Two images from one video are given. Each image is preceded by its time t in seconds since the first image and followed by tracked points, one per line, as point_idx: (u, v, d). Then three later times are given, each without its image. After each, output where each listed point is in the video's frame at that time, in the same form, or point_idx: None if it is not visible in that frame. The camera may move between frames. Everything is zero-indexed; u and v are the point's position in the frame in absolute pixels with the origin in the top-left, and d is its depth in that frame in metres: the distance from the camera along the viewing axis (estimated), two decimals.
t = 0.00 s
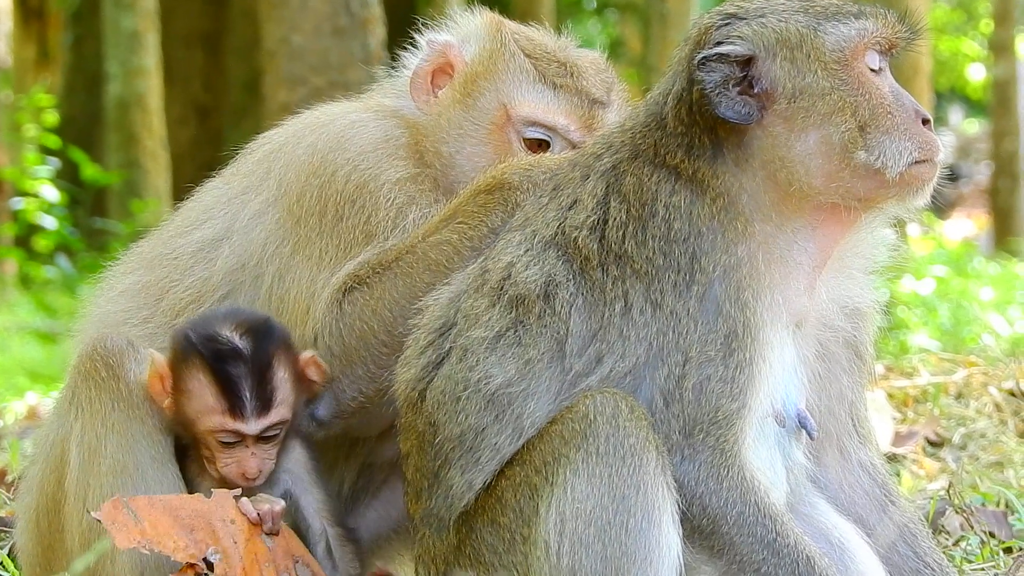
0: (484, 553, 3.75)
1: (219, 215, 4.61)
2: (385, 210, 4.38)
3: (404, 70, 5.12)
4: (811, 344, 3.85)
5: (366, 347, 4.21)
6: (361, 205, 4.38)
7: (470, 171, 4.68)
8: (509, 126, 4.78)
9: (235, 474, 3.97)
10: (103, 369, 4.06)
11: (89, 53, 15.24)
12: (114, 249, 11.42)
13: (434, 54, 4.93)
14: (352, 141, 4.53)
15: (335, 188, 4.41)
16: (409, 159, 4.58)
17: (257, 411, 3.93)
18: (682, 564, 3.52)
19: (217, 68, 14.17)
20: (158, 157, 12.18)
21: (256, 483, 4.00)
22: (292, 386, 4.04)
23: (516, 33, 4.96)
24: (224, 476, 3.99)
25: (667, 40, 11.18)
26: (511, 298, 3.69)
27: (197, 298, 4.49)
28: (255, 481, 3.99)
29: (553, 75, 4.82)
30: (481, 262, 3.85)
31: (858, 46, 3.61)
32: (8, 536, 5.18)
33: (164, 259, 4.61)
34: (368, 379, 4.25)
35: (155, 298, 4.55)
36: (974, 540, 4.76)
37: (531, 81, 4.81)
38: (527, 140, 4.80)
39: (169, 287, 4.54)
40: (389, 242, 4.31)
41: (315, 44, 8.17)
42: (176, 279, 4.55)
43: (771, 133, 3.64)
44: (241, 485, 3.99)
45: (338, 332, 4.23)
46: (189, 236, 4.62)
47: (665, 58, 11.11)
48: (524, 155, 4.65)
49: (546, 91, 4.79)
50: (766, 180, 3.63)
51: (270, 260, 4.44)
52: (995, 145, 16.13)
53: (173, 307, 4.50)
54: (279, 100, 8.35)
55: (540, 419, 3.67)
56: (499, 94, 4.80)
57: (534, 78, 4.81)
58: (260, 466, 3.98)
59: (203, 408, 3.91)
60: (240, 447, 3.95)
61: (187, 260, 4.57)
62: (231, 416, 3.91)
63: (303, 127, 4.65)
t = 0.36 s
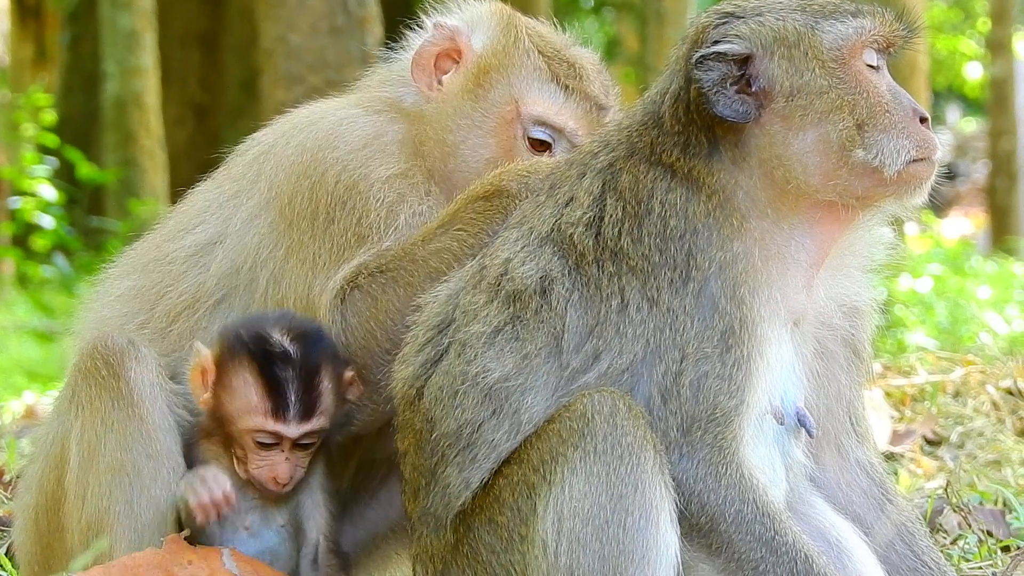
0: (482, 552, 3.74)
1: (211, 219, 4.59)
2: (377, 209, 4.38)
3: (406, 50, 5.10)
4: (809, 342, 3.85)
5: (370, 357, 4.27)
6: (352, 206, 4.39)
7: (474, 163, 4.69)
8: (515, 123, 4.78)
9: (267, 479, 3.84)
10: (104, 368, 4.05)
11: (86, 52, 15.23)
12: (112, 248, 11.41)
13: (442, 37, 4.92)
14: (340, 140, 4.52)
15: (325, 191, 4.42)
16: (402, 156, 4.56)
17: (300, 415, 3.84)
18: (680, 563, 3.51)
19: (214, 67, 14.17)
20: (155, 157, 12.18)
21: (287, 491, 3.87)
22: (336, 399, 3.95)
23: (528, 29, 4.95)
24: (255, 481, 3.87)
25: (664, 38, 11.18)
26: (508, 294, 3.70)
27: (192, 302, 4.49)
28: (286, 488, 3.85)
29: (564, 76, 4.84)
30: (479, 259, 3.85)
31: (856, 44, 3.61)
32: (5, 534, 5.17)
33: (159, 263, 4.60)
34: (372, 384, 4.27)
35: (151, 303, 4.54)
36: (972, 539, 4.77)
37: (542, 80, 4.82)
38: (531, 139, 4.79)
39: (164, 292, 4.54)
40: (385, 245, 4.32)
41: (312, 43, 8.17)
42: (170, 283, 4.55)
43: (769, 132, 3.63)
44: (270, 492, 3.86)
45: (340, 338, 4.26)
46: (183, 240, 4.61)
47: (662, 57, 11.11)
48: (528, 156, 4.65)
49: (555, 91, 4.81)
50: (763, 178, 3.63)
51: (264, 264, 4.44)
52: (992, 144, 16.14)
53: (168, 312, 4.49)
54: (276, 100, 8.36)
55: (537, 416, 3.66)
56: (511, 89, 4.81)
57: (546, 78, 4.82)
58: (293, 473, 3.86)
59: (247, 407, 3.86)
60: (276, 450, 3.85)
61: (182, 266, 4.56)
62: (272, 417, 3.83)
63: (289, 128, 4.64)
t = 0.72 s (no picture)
0: (480, 550, 3.74)
1: (212, 216, 4.60)
2: (377, 209, 4.37)
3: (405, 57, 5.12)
4: (807, 341, 3.85)
5: (364, 353, 4.25)
6: (353, 205, 4.38)
7: (470, 163, 4.68)
8: (511, 121, 4.77)
9: (257, 480, 3.87)
10: (98, 367, 4.06)
11: (83, 51, 15.23)
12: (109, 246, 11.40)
13: (438, 41, 4.94)
14: (342, 140, 4.52)
15: (326, 190, 4.41)
16: (404, 157, 4.57)
17: (296, 420, 3.83)
18: (677, 562, 3.52)
19: (212, 66, 14.16)
20: (153, 155, 12.18)
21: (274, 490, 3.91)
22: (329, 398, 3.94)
23: (522, 29, 4.96)
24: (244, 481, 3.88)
25: (662, 37, 11.18)
26: (506, 292, 3.69)
27: (191, 299, 4.49)
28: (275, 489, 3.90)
29: (559, 74, 4.83)
30: (477, 257, 3.85)
31: (853, 43, 3.61)
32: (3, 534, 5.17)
33: (159, 259, 4.61)
34: (366, 383, 4.26)
35: (149, 300, 4.55)
36: (969, 538, 4.78)
37: (536, 79, 4.81)
38: (528, 137, 4.78)
39: (163, 289, 4.54)
40: (381, 244, 4.31)
41: (310, 42, 8.17)
42: (170, 279, 4.55)
43: (767, 130, 3.64)
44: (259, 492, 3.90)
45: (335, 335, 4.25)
46: (183, 236, 4.62)
47: (660, 55, 11.11)
48: (524, 154, 4.65)
49: (551, 89, 4.80)
50: (760, 176, 3.63)
51: (263, 263, 4.44)
52: (990, 142, 16.14)
53: (166, 309, 4.50)
54: (274, 98, 8.36)
55: (535, 415, 3.66)
56: (504, 88, 4.80)
57: (540, 76, 4.81)
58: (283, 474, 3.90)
59: (241, 411, 3.82)
60: (269, 453, 3.86)
61: (181, 262, 4.57)
62: (269, 423, 3.81)
63: (291, 127, 4.65)
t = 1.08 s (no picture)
0: (475, 550, 3.74)
1: (211, 215, 4.59)
2: (377, 212, 4.37)
3: (403, 63, 5.09)
4: (803, 342, 3.85)
5: (359, 355, 4.24)
6: (353, 207, 4.37)
7: (468, 166, 4.67)
8: (509, 124, 4.77)
9: (261, 493, 3.92)
10: (96, 366, 4.04)
11: (79, 49, 15.20)
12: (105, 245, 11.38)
13: (436, 47, 4.92)
14: (343, 142, 4.50)
15: (327, 191, 4.40)
16: (406, 160, 4.57)
17: (299, 433, 3.89)
18: (673, 562, 3.51)
19: (208, 64, 14.14)
20: (149, 154, 12.16)
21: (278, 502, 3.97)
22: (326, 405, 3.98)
23: (520, 32, 4.95)
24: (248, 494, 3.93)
25: (658, 37, 11.17)
26: (501, 291, 3.69)
27: (189, 297, 4.49)
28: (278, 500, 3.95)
29: (557, 76, 4.83)
30: (473, 256, 3.84)
31: (850, 44, 3.60)
32: None
33: (157, 258, 4.60)
34: (359, 383, 4.27)
35: (147, 298, 4.53)
36: (965, 538, 4.78)
37: (533, 81, 4.81)
38: (526, 139, 4.78)
39: (160, 287, 4.53)
40: (379, 245, 4.30)
41: (306, 41, 8.15)
42: (168, 278, 4.54)
43: (763, 131, 3.63)
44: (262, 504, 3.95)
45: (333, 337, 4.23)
46: (182, 235, 4.61)
47: (656, 55, 11.10)
48: (522, 155, 4.64)
49: (549, 91, 4.80)
50: (757, 177, 3.63)
51: (261, 261, 4.42)
52: (985, 143, 16.16)
53: (165, 308, 4.49)
54: (270, 97, 8.34)
55: (530, 416, 3.66)
56: (502, 91, 4.79)
57: (538, 79, 4.81)
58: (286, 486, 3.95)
59: (244, 427, 3.88)
60: (272, 466, 3.91)
61: (179, 261, 4.56)
62: (273, 437, 3.87)
63: (294, 126, 4.63)
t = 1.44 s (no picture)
0: (472, 553, 3.73)
1: (205, 218, 4.57)
2: (372, 211, 4.37)
3: (397, 62, 5.09)
4: (800, 345, 3.84)
5: (359, 358, 4.25)
6: (347, 208, 4.38)
7: (464, 167, 4.68)
8: (503, 125, 4.77)
9: (284, 494, 3.97)
10: (94, 368, 4.02)
11: (77, 51, 15.20)
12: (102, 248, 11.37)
13: (429, 47, 4.91)
14: (334, 144, 4.50)
15: (322, 193, 4.40)
16: (399, 160, 4.56)
17: (327, 431, 3.96)
18: (669, 565, 3.51)
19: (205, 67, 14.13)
20: (145, 156, 12.15)
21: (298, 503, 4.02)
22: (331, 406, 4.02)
23: (512, 32, 4.94)
24: (271, 495, 3.96)
25: (655, 39, 11.18)
26: (497, 293, 3.68)
27: (184, 302, 4.47)
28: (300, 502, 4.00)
29: (550, 77, 4.82)
30: (469, 259, 3.84)
31: (847, 47, 3.61)
32: None
33: (151, 262, 4.58)
34: (362, 387, 4.26)
35: (142, 302, 4.52)
36: (962, 541, 4.79)
37: (526, 82, 4.81)
38: (520, 140, 4.79)
39: (156, 291, 4.52)
40: (374, 244, 4.29)
41: (303, 43, 8.15)
42: (163, 282, 4.53)
43: (759, 134, 3.63)
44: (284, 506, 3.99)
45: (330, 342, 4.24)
46: (175, 239, 4.59)
47: (653, 57, 11.10)
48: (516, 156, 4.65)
49: (542, 91, 4.80)
50: (753, 179, 3.62)
51: (258, 265, 4.42)
52: (983, 145, 16.16)
53: (160, 312, 4.47)
54: (267, 99, 8.35)
55: (527, 418, 3.65)
56: (496, 92, 4.80)
57: (530, 79, 4.81)
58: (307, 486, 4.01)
59: (274, 424, 3.92)
60: (298, 465, 3.96)
61: (175, 265, 4.54)
62: (304, 434, 3.92)
63: (286, 130, 4.63)
